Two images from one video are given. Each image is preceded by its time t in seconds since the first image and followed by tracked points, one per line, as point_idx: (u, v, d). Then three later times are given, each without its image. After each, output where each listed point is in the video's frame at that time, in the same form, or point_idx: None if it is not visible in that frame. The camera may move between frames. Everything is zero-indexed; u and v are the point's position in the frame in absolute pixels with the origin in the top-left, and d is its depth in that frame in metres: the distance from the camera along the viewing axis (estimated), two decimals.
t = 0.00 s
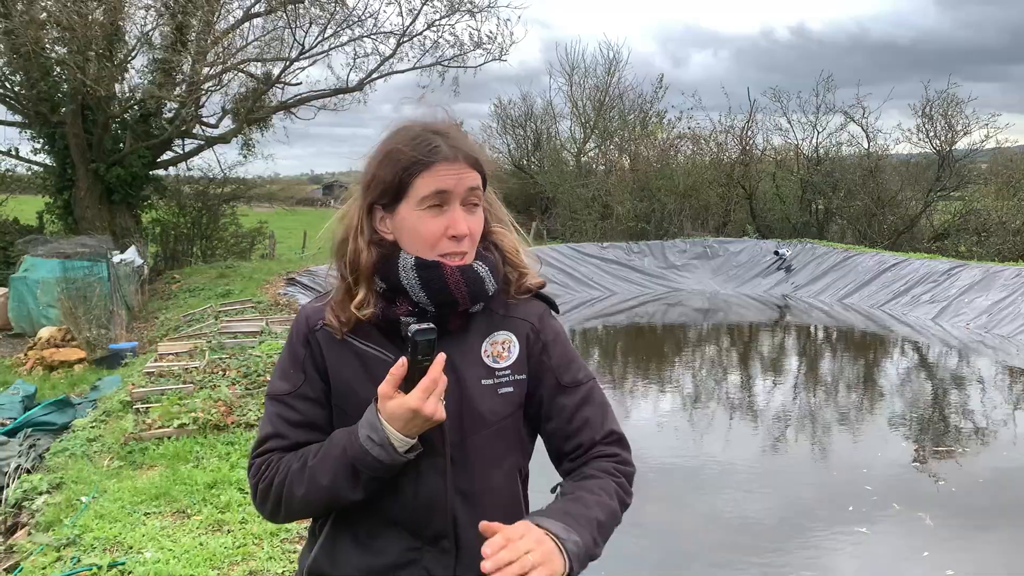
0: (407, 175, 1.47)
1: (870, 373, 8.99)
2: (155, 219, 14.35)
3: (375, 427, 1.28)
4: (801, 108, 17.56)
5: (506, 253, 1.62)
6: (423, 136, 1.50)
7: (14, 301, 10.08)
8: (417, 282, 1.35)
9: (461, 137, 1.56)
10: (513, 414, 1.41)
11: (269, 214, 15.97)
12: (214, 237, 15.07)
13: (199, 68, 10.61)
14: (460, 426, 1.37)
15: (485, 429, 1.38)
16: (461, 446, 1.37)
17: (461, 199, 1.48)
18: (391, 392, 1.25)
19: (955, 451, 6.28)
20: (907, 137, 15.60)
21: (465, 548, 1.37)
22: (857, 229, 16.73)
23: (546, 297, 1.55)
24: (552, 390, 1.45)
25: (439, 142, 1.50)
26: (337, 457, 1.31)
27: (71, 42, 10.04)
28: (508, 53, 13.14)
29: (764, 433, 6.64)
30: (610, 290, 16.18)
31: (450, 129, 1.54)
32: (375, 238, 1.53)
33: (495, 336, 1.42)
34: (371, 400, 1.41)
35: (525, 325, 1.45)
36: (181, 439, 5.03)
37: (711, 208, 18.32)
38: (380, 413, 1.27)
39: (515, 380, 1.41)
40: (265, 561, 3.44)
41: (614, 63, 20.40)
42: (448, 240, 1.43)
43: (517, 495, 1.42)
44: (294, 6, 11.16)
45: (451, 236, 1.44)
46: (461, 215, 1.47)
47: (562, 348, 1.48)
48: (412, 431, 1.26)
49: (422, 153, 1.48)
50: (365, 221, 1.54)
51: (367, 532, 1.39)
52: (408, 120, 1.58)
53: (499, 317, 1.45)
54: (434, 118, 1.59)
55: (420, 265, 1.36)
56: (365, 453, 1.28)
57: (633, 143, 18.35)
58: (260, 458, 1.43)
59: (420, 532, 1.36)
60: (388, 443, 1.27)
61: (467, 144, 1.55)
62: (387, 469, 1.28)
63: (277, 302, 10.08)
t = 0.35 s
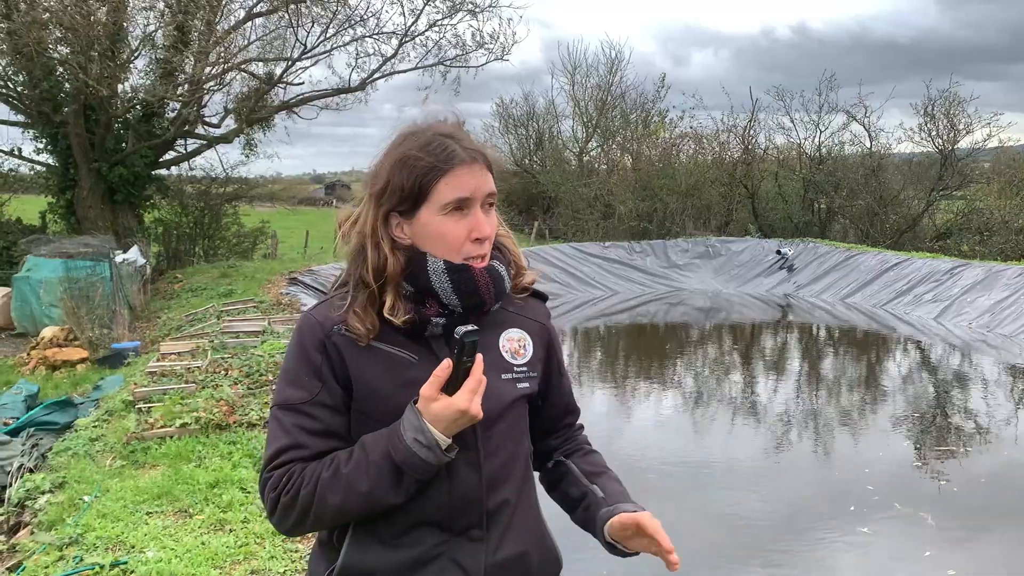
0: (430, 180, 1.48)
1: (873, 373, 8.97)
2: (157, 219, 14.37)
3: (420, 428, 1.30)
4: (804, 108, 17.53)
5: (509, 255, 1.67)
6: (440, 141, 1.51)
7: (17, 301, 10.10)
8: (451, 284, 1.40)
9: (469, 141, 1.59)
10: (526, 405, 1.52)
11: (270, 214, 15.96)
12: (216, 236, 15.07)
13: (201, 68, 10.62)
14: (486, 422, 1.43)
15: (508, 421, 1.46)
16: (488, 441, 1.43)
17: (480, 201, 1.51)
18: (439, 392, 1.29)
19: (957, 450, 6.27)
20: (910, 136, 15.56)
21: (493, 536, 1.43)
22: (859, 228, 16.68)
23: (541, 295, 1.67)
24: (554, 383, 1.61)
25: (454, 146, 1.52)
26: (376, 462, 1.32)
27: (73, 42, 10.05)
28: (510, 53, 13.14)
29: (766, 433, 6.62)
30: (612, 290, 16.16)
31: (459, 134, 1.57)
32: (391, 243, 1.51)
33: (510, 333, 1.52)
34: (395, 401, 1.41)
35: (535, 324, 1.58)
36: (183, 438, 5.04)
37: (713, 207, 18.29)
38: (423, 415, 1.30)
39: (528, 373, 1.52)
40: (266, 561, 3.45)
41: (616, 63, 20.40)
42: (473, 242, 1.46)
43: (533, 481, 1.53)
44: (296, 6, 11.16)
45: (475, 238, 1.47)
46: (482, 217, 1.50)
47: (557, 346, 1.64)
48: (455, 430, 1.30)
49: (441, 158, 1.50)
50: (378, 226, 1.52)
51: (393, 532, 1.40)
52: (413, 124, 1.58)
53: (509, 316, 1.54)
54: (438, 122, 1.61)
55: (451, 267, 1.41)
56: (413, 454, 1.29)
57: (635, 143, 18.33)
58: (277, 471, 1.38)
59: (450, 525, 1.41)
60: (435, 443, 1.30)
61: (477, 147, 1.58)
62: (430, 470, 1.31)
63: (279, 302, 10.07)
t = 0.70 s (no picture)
0: (419, 178, 1.49)
1: (875, 372, 8.97)
2: (159, 219, 14.41)
3: (416, 424, 1.30)
4: (806, 106, 17.51)
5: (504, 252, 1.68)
6: (428, 140, 1.52)
7: (19, 300, 10.12)
8: (444, 280, 1.40)
9: (461, 139, 1.60)
10: (526, 403, 1.52)
11: (272, 213, 15.97)
12: (218, 236, 15.09)
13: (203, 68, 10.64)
14: (485, 418, 1.43)
15: (505, 417, 1.46)
16: (486, 437, 1.43)
17: (470, 199, 1.52)
18: (433, 389, 1.29)
19: (958, 450, 6.26)
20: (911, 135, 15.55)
21: (492, 535, 1.43)
22: (861, 227, 16.67)
23: (539, 292, 1.67)
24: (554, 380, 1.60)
25: (444, 144, 1.53)
26: (372, 458, 1.32)
27: (75, 43, 10.06)
28: (512, 52, 13.14)
29: (768, 432, 6.62)
30: (614, 289, 16.15)
31: (449, 133, 1.58)
32: (384, 241, 1.52)
33: (507, 330, 1.52)
34: (393, 399, 1.42)
35: (533, 320, 1.57)
36: (185, 437, 5.05)
37: (715, 206, 18.29)
38: (420, 410, 1.30)
39: (527, 370, 1.51)
40: (267, 559, 3.45)
41: (617, 62, 20.41)
42: (463, 240, 1.47)
43: (532, 479, 1.53)
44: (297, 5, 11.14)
45: (464, 235, 1.47)
46: (471, 214, 1.51)
47: (557, 342, 1.63)
48: (451, 425, 1.30)
49: (429, 156, 1.50)
50: (371, 225, 1.53)
51: (392, 532, 1.40)
52: (405, 125, 1.59)
53: (506, 314, 1.55)
54: (430, 122, 1.62)
55: (442, 264, 1.41)
56: (409, 450, 1.29)
57: (637, 142, 18.33)
58: (276, 469, 1.39)
59: (448, 524, 1.41)
60: (431, 439, 1.30)
61: (468, 145, 1.59)
62: (427, 465, 1.31)
63: (281, 301, 10.10)
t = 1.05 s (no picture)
0: (410, 181, 1.49)
1: (876, 371, 8.96)
2: (161, 218, 14.42)
3: (408, 427, 1.30)
4: (808, 105, 17.47)
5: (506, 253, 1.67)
6: (420, 142, 1.52)
7: (20, 299, 10.14)
8: (437, 282, 1.39)
9: (453, 139, 1.59)
10: (525, 404, 1.51)
11: (275, 213, 15.98)
12: (220, 235, 15.10)
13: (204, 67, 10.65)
14: (482, 420, 1.43)
15: (504, 419, 1.45)
16: (483, 439, 1.42)
17: (463, 198, 1.50)
18: (425, 392, 1.28)
19: (960, 449, 6.26)
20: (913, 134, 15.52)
21: (490, 535, 1.42)
22: (863, 226, 16.65)
23: (543, 293, 1.66)
24: (556, 382, 1.58)
25: (434, 144, 1.52)
26: (367, 459, 1.32)
27: (77, 42, 10.07)
28: (513, 51, 13.14)
29: (770, 431, 6.62)
30: (615, 288, 16.15)
31: (441, 134, 1.58)
32: (379, 244, 1.53)
33: (507, 332, 1.51)
34: (390, 400, 1.42)
35: (533, 321, 1.56)
36: (187, 436, 5.05)
37: (717, 205, 18.28)
38: (412, 414, 1.30)
39: (527, 372, 1.50)
40: (269, 558, 3.45)
41: (619, 61, 20.41)
42: (457, 240, 1.46)
43: (531, 480, 1.52)
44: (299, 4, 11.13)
45: (457, 235, 1.46)
46: (465, 214, 1.49)
47: (559, 344, 1.61)
48: (444, 429, 1.30)
49: (420, 157, 1.50)
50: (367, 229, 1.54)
51: (389, 531, 1.41)
52: (397, 128, 1.59)
53: (506, 315, 1.54)
54: (422, 124, 1.62)
55: (436, 265, 1.40)
56: (401, 452, 1.29)
57: (638, 141, 18.32)
58: (274, 469, 1.40)
59: (446, 524, 1.40)
60: (423, 441, 1.29)
61: (460, 144, 1.58)
62: (420, 468, 1.31)
63: (283, 300, 10.12)
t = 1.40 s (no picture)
0: (402, 183, 1.49)
1: (878, 371, 8.95)
2: (163, 217, 14.44)
3: (404, 431, 1.29)
4: (810, 104, 17.40)
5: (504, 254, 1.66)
6: (412, 143, 1.51)
7: (22, 298, 10.15)
8: (432, 284, 1.38)
9: (447, 138, 1.58)
10: (522, 404, 1.50)
11: (277, 212, 15.98)
12: (221, 234, 15.10)
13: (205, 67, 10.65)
14: (478, 420, 1.42)
15: (501, 419, 1.44)
16: (479, 440, 1.42)
17: (456, 199, 1.49)
18: (420, 397, 1.27)
19: (962, 448, 6.23)
20: (916, 133, 15.47)
21: (488, 535, 1.41)
22: (865, 225, 16.62)
23: (541, 290, 1.65)
24: (555, 380, 1.57)
25: (427, 145, 1.52)
26: (363, 461, 1.32)
27: (78, 41, 10.08)
28: (514, 50, 13.12)
29: (772, 430, 6.61)
30: (617, 287, 16.15)
31: (434, 134, 1.57)
32: (373, 247, 1.53)
33: (504, 332, 1.50)
34: (387, 400, 1.41)
35: (531, 320, 1.55)
36: (188, 435, 5.06)
37: (719, 204, 18.26)
38: (408, 417, 1.29)
39: (525, 371, 1.50)
40: (270, 557, 3.45)
41: (621, 59, 20.39)
42: (450, 242, 1.45)
43: (529, 479, 1.52)
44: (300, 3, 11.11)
45: (451, 237, 1.45)
46: (459, 215, 1.49)
47: (558, 342, 1.60)
48: (440, 432, 1.29)
49: (412, 159, 1.50)
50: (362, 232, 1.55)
51: (387, 533, 1.40)
52: (391, 127, 1.59)
53: (504, 314, 1.53)
54: (417, 122, 1.61)
55: (431, 268, 1.39)
56: (397, 456, 1.29)
57: (640, 140, 18.29)
58: (271, 471, 1.40)
59: (444, 525, 1.40)
60: (418, 445, 1.29)
61: (453, 144, 1.57)
62: (416, 471, 1.31)
63: (285, 299, 10.12)
